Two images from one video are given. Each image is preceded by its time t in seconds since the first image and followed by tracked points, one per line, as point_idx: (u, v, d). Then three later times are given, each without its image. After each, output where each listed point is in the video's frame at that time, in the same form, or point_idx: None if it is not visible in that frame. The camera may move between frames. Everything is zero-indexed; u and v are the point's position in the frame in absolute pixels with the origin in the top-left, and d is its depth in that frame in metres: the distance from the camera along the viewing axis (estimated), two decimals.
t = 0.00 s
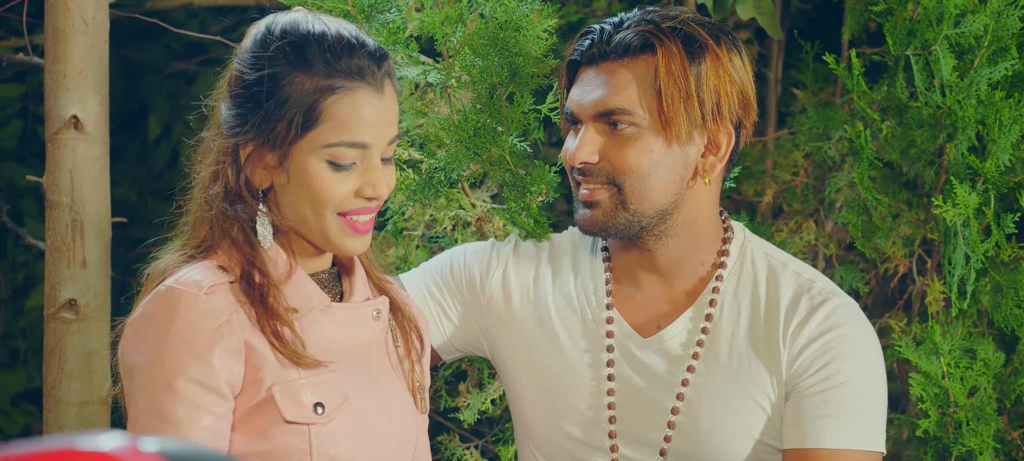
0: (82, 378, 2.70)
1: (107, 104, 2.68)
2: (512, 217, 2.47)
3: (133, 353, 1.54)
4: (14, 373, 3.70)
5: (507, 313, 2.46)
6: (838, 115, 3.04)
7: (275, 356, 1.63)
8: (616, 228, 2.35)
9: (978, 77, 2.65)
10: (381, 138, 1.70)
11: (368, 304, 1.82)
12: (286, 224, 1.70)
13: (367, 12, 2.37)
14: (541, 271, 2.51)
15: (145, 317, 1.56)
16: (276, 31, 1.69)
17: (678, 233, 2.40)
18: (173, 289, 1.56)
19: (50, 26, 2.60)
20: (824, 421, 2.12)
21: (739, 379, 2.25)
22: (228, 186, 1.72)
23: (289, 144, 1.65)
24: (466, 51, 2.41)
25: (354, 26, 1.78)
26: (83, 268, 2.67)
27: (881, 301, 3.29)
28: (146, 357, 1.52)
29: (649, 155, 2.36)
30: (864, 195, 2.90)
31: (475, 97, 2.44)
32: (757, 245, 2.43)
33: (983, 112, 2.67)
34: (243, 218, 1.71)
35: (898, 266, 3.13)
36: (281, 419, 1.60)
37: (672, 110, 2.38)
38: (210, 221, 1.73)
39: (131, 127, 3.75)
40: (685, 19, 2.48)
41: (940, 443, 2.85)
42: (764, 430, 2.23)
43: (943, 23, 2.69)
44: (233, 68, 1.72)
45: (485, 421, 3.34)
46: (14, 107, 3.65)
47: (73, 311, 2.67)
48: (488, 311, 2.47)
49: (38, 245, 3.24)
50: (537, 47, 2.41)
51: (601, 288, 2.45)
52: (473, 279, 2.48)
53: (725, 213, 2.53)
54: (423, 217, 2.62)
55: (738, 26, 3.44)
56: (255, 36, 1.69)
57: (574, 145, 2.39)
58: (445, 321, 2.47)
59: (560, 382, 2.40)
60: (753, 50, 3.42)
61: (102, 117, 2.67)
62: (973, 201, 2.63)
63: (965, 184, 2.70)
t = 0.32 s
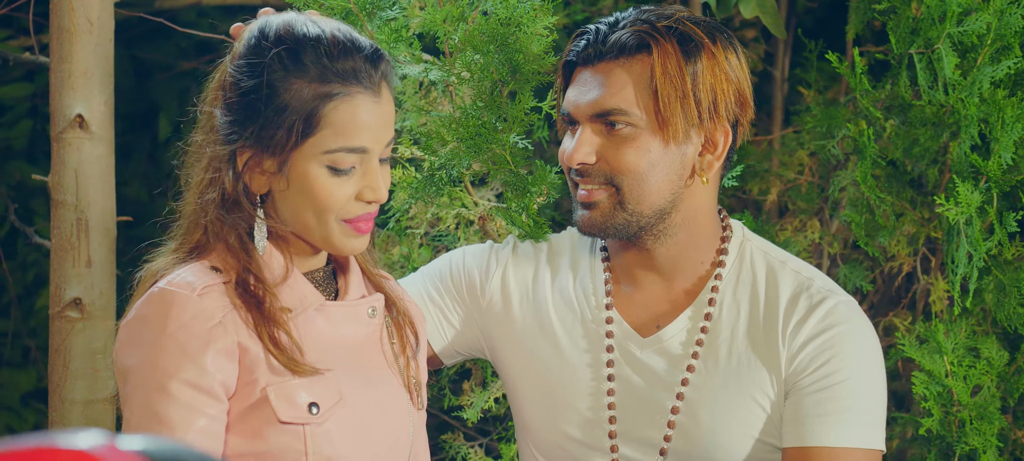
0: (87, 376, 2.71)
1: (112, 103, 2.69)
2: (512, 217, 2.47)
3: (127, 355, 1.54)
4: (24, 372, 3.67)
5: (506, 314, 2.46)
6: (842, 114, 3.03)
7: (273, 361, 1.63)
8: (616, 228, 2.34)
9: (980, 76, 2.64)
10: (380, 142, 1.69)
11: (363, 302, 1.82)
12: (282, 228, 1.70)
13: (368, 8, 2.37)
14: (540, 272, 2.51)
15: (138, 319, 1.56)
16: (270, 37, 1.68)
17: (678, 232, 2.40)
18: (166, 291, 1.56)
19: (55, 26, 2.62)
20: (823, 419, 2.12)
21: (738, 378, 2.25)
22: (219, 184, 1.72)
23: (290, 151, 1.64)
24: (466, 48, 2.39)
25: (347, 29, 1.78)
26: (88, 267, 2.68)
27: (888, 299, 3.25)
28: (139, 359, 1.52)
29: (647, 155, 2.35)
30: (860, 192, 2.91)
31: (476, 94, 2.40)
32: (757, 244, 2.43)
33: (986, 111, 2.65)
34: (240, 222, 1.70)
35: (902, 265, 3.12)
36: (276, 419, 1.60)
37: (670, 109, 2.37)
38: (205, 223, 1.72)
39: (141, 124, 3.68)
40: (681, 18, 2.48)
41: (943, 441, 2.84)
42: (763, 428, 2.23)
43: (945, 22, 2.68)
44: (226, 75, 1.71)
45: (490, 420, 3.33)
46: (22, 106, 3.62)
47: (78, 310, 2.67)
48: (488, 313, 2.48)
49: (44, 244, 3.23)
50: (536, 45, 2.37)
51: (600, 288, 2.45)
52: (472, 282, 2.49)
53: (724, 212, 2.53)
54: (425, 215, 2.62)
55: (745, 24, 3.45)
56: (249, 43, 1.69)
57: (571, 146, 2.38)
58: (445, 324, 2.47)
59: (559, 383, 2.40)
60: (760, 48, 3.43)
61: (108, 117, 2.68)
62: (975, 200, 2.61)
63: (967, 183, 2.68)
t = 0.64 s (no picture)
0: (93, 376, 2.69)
1: (118, 104, 2.66)
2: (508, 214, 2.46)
3: (123, 360, 1.47)
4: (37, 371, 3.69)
5: (501, 316, 2.33)
6: (845, 113, 2.96)
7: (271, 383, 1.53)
8: (614, 230, 2.22)
9: (984, 75, 2.55)
10: (387, 140, 1.61)
11: (362, 300, 1.72)
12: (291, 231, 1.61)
13: (366, 13, 2.28)
14: (536, 271, 2.38)
15: (134, 322, 1.49)
16: (264, 43, 1.56)
17: (675, 232, 2.28)
18: (162, 294, 1.49)
19: (61, 26, 2.59)
20: (822, 416, 2.00)
21: (737, 377, 2.12)
22: (210, 184, 1.61)
23: (301, 159, 1.54)
24: (463, 52, 2.35)
25: (333, 27, 1.67)
26: (95, 267, 2.66)
27: (894, 297, 3.14)
28: (136, 363, 1.45)
29: (642, 155, 2.23)
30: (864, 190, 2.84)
31: (473, 97, 2.38)
32: (754, 242, 2.29)
33: (989, 110, 2.57)
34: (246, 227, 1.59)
35: (906, 264, 3.04)
36: (273, 422, 1.53)
37: (664, 109, 2.24)
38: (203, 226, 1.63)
39: (152, 124, 3.67)
40: (674, 18, 2.35)
41: (947, 442, 2.76)
42: (763, 426, 2.10)
43: (949, 20, 2.59)
44: (220, 89, 1.57)
45: (496, 419, 3.34)
46: (33, 105, 3.63)
47: (84, 309, 2.66)
48: (485, 316, 2.35)
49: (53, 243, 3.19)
50: (535, 48, 2.38)
51: (598, 288, 2.31)
52: (469, 284, 2.36)
53: (721, 210, 2.40)
54: (427, 216, 2.57)
55: (752, 24, 3.38)
56: (243, 54, 1.56)
57: (565, 147, 2.25)
58: (443, 329, 2.35)
59: (558, 386, 2.26)
60: (767, 48, 3.34)
61: (113, 118, 2.66)
62: (979, 199, 2.51)
63: (970, 182, 2.58)
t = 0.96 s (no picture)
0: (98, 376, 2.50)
1: (124, 103, 2.46)
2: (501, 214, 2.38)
3: (120, 362, 1.45)
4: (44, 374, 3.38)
5: (496, 317, 2.27)
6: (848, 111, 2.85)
7: (261, 391, 1.50)
8: (607, 233, 2.15)
9: (986, 73, 2.52)
10: (393, 134, 1.62)
11: (359, 298, 1.69)
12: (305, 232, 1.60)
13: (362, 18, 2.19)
14: (530, 271, 2.31)
15: (130, 325, 1.47)
16: (266, 47, 1.54)
17: (667, 233, 2.20)
18: (158, 297, 1.47)
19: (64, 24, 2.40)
20: (817, 413, 1.93)
21: (732, 375, 2.06)
22: (225, 194, 1.58)
23: (317, 158, 1.54)
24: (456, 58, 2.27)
25: (333, 26, 1.66)
26: (99, 266, 2.46)
27: (898, 296, 3.13)
28: (132, 365, 1.43)
29: (635, 156, 2.15)
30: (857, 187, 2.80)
31: (468, 102, 2.28)
32: (749, 239, 2.22)
33: (992, 109, 2.52)
34: (257, 227, 1.57)
35: (910, 263, 3.00)
36: (269, 424, 1.51)
37: (657, 110, 2.15)
38: (210, 227, 1.60)
39: (160, 124, 3.40)
40: (666, 18, 2.26)
41: (949, 438, 2.70)
42: (759, 423, 2.04)
43: (950, 20, 2.54)
44: (226, 98, 1.54)
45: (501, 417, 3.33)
46: (41, 105, 3.33)
47: (89, 309, 2.45)
48: (480, 318, 2.29)
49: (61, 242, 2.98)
50: (529, 50, 2.30)
51: (592, 287, 2.25)
52: (463, 286, 2.30)
53: (714, 206, 2.33)
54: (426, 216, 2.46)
55: (758, 22, 3.35)
56: (245, 61, 1.54)
57: (558, 148, 2.17)
58: (437, 332, 2.28)
59: (555, 388, 2.20)
60: (773, 46, 3.32)
61: (118, 116, 2.45)
62: (981, 198, 2.48)
63: (973, 181, 2.56)
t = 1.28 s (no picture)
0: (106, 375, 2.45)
1: (131, 103, 2.42)
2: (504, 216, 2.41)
3: (123, 362, 1.43)
4: (54, 373, 3.41)
5: (493, 318, 2.24)
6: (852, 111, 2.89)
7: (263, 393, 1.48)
8: (604, 233, 2.10)
9: (991, 73, 2.50)
10: (401, 130, 1.60)
11: (361, 298, 1.66)
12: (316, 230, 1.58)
13: (366, 17, 2.22)
14: (527, 272, 2.29)
15: (134, 325, 1.44)
16: (274, 46, 1.52)
17: (665, 231, 2.16)
18: (162, 297, 1.44)
19: (71, 25, 2.35)
20: (818, 411, 1.90)
21: (732, 375, 2.03)
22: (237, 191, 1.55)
23: (328, 154, 1.52)
24: (460, 56, 2.27)
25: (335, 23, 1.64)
26: (107, 267, 2.43)
27: (906, 296, 3.11)
28: (136, 367, 1.41)
29: (630, 156, 2.11)
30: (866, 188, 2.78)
31: (471, 101, 2.29)
32: (747, 237, 2.18)
33: (997, 108, 2.51)
34: (272, 227, 1.54)
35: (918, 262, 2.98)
36: (272, 425, 1.50)
37: (652, 109, 2.12)
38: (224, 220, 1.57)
39: (172, 124, 3.42)
40: (660, 18, 2.23)
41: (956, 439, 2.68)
42: (760, 422, 2.01)
43: (956, 19, 2.55)
44: (236, 98, 1.52)
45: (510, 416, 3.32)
46: (53, 106, 3.37)
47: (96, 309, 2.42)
48: (478, 322, 2.26)
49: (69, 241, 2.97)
50: (533, 50, 2.31)
51: (590, 289, 2.21)
52: (461, 291, 2.27)
53: (711, 204, 2.28)
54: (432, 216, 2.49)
55: (767, 22, 3.35)
56: (254, 59, 1.51)
57: (552, 148, 2.13)
58: (436, 337, 2.26)
59: (553, 389, 2.17)
60: (783, 45, 3.32)
61: (126, 117, 2.42)
62: (986, 198, 2.45)
63: (977, 180, 2.53)
